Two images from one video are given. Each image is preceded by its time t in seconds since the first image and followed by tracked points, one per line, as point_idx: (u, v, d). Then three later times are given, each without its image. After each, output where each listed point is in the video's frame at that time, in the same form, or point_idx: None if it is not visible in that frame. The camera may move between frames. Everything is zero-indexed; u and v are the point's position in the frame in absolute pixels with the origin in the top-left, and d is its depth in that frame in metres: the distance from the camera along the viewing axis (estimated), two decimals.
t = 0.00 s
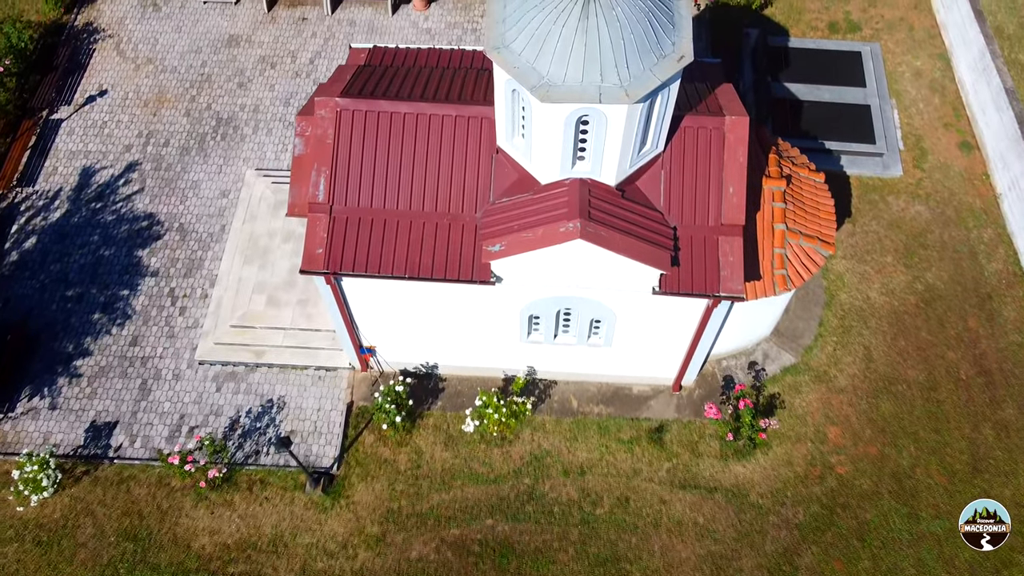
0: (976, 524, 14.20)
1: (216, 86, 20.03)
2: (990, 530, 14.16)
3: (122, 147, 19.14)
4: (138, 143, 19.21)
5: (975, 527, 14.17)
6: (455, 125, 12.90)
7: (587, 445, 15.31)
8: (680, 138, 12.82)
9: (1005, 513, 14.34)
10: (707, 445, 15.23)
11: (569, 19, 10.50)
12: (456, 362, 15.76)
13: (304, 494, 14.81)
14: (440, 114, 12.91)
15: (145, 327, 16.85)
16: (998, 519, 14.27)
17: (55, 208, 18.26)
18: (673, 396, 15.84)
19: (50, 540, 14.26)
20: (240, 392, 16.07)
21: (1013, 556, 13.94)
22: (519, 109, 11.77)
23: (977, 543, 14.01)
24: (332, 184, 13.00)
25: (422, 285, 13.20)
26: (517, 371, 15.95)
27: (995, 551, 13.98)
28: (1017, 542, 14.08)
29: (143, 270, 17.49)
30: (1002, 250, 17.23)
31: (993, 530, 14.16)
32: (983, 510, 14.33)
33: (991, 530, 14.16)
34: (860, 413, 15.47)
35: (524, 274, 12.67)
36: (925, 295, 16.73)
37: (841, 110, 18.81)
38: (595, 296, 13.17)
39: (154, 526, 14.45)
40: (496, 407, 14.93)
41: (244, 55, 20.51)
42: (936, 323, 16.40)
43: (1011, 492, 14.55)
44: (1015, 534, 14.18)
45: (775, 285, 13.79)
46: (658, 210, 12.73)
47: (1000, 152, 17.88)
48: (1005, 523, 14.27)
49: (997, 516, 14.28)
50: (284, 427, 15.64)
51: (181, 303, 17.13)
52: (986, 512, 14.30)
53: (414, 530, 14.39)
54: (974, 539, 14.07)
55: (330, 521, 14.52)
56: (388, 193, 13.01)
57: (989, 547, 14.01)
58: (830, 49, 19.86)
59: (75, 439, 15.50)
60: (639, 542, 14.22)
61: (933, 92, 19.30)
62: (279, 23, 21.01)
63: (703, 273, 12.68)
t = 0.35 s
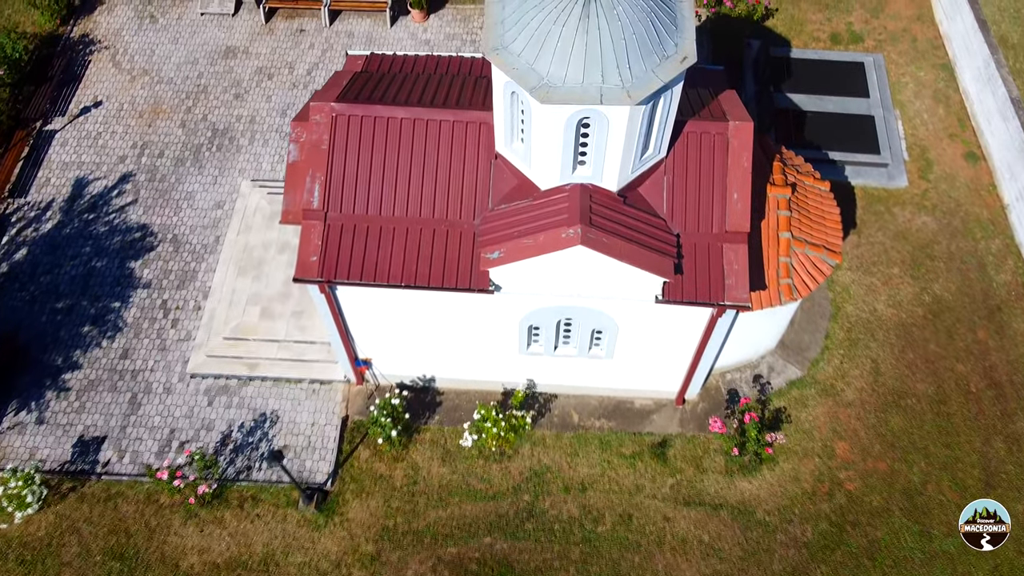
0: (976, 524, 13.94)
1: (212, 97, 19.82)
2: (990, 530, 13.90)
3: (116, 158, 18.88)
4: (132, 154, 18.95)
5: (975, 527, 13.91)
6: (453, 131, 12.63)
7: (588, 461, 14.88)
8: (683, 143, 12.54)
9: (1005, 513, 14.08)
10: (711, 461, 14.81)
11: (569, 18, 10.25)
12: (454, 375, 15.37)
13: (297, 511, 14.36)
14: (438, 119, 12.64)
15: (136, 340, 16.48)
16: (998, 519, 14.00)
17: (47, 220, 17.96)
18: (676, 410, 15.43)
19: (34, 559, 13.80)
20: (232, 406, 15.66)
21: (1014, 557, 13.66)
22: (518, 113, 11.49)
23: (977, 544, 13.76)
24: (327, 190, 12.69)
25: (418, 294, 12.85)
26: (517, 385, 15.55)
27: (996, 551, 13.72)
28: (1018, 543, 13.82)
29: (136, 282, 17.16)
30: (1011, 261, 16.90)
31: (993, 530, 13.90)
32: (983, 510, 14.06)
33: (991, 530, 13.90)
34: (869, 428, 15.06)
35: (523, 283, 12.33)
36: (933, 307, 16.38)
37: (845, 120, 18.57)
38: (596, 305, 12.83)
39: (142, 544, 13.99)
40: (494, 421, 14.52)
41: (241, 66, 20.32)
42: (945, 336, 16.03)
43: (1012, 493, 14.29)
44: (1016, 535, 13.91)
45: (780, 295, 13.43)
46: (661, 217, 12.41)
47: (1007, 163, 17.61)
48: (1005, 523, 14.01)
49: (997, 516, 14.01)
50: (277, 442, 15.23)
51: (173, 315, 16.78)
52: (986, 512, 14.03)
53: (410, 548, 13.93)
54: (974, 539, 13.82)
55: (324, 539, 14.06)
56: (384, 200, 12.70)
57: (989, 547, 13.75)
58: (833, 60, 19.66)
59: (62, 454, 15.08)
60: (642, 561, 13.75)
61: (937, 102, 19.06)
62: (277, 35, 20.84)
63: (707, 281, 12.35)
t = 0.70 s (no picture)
0: (976, 523, 13.69)
1: (208, 107, 19.60)
2: (990, 529, 13.65)
3: (110, 168, 18.62)
4: (126, 164, 18.70)
5: (974, 527, 13.66)
6: (450, 136, 12.36)
7: (589, 476, 14.48)
8: (686, 149, 12.28)
9: (1005, 513, 13.82)
10: (716, 475, 14.40)
11: (569, 17, 10.00)
12: (451, 388, 15.01)
13: (289, 527, 13.93)
14: (434, 123, 12.37)
15: (126, 352, 16.12)
16: (998, 519, 13.75)
17: (38, 230, 17.67)
18: (679, 423, 15.05)
19: None
20: (224, 419, 15.28)
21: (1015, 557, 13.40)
22: (516, 116, 11.22)
23: (977, 543, 13.51)
24: (321, 196, 12.39)
25: (414, 303, 12.52)
26: (516, 398, 15.18)
27: (995, 551, 13.48)
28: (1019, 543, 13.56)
29: (127, 293, 16.84)
30: (1019, 272, 16.58)
31: (992, 529, 13.66)
32: (983, 510, 13.81)
33: (991, 530, 13.65)
34: (877, 442, 14.67)
35: (522, 290, 12.01)
36: (941, 318, 16.05)
37: (848, 130, 18.34)
38: (597, 314, 12.49)
39: (129, 561, 13.54)
40: (493, 434, 14.15)
41: (238, 76, 20.13)
42: (953, 348, 15.68)
43: (1012, 493, 14.06)
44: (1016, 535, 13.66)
45: (785, 304, 13.16)
46: (664, 223, 12.11)
47: (1013, 173, 17.35)
48: (1005, 523, 13.75)
49: (997, 516, 13.76)
50: (269, 456, 14.83)
51: (165, 326, 16.44)
52: (986, 512, 13.78)
53: (405, 565, 13.50)
54: (973, 539, 13.56)
55: (317, 556, 13.63)
56: (379, 206, 12.40)
57: (989, 547, 13.51)
58: (835, 70, 19.46)
59: (48, 469, 14.68)
60: None
61: (941, 113, 18.85)
62: (274, 46, 20.66)
63: (711, 289, 12.02)
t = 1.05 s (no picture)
0: (975, 523, 13.44)
1: (203, 121, 19.39)
2: (990, 529, 13.40)
3: (103, 181, 18.35)
4: (119, 177, 18.43)
5: (974, 527, 13.41)
6: (446, 142, 12.09)
7: (589, 494, 14.03)
8: (688, 155, 11.99)
9: (1005, 513, 13.57)
10: (720, 494, 13.95)
11: (568, 17, 9.76)
12: (448, 403, 14.61)
13: (279, 547, 13.46)
14: (431, 129, 12.10)
15: (115, 367, 15.74)
16: (998, 519, 13.50)
17: (28, 243, 17.35)
18: (682, 440, 14.62)
19: None
20: (214, 436, 14.86)
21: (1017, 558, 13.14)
22: (514, 120, 10.96)
23: (977, 543, 13.26)
24: (314, 204, 12.08)
25: (410, 314, 12.16)
26: (514, 414, 14.77)
27: (996, 551, 13.21)
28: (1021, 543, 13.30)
29: (117, 306, 16.48)
30: None
31: (993, 530, 13.40)
32: (983, 510, 13.56)
33: (992, 530, 13.39)
34: (886, 459, 14.23)
35: (520, 300, 11.68)
36: (949, 332, 15.68)
37: (852, 143, 18.09)
38: (597, 325, 12.13)
39: None
40: (490, 450, 13.74)
41: (234, 90, 19.94)
42: (963, 363, 15.30)
43: (1012, 493, 13.80)
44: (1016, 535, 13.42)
45: (791, 315, 12.76)
46: (665, 231, 11.80)
47: (1020, 185, 17.07)
48: (1006, 523, 13.50)
49: (997, 516, 13.52)
50: (260, 473, 14.39)
51: (155, 340, 16.07)
52: (986, 512, 13.53)
53: None
54: (973, 539, 13.31)
55: None
56: (373, 214, 12.09)
57: (989, 547, 13.25)
58: (837, 83, 19.27)
59: (32, 487, 14.23)
60: None
61: (945, 126, 18.62)
62: (271, 59, 20.49)
63: (714, 299, 11.68)
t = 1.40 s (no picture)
0: (976, 523, 13.24)
1: (198, 138, 19.20)
2: (990, 529, 13.19)
3: (95, 198, 18.10)
4: (113, 194, 18.18)
5: (974, 526, 13.21)
6: (443, 153, 11.84)
7: (589, 516, 13.57)
8: (690, 164, 11.72)
9: (1005, 513, 13.38)
10: (725, 516, 13.49)
11: (566, 20, 9.55)
12: (445, 423, 14.19)
13: (269, 572, 12.97)
14: (427, 139, 11.86)
15: (104, 385, 15.35)
16: (998, 519, 13.31)
17: (18, 260, 17.06)
18: (685, 460, 14.20)
19: None
20: (204, 456, 14.43)
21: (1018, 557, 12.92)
22: (512, 127, 10.70)
23: (977, 543, 13.04)
24: (307, 215, 11.79)
25: (404, 328, 11.82)
26: (512, 433, 14.35)
27: (996, 551, 13.00)
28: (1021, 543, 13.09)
29: (107, 324, 16.14)
30: None
31: (993, 530, 13.20)
32: (983, 510, 13.36)
33: (991, 530, 13.19)
34: (896, 480, 13.80)
35: (519, 313, 11.35)
36: (957, 350, 15.33)
37: (854, 159, 17.88)
38: (598, 339, 11.78)
39: None
40: (487, 470, 13.31)
41: (230, 108, 19.77)
42: (972, 381, 14.92)
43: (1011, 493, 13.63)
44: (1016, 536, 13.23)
45: (796, 330, 12.50)
46: (667, 242, 11.50)
47: None
48: (1005, 523, 13.31)
49: (997, 516, 13.32)
50: (250, 495, 13.94)
51: (145, 359, 15.70)
52: (986, 512, 13.33)
53: None
54: (973, 539, 13.10)
55: None
56: (368, 225, 11.80)
57: (989, 547, 13.04)
58: (839, 100, 19.11)
59: (14, 509, 13.77)
60: None
61: (948, 143, 18.43)
62: (268, 77, 20.33)
63: (718, 312, 11.35)
